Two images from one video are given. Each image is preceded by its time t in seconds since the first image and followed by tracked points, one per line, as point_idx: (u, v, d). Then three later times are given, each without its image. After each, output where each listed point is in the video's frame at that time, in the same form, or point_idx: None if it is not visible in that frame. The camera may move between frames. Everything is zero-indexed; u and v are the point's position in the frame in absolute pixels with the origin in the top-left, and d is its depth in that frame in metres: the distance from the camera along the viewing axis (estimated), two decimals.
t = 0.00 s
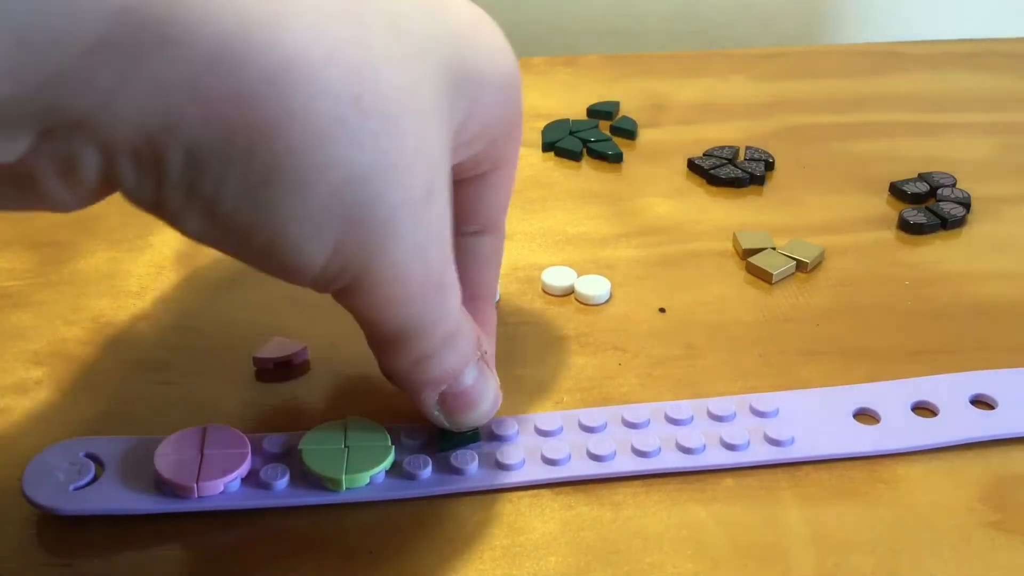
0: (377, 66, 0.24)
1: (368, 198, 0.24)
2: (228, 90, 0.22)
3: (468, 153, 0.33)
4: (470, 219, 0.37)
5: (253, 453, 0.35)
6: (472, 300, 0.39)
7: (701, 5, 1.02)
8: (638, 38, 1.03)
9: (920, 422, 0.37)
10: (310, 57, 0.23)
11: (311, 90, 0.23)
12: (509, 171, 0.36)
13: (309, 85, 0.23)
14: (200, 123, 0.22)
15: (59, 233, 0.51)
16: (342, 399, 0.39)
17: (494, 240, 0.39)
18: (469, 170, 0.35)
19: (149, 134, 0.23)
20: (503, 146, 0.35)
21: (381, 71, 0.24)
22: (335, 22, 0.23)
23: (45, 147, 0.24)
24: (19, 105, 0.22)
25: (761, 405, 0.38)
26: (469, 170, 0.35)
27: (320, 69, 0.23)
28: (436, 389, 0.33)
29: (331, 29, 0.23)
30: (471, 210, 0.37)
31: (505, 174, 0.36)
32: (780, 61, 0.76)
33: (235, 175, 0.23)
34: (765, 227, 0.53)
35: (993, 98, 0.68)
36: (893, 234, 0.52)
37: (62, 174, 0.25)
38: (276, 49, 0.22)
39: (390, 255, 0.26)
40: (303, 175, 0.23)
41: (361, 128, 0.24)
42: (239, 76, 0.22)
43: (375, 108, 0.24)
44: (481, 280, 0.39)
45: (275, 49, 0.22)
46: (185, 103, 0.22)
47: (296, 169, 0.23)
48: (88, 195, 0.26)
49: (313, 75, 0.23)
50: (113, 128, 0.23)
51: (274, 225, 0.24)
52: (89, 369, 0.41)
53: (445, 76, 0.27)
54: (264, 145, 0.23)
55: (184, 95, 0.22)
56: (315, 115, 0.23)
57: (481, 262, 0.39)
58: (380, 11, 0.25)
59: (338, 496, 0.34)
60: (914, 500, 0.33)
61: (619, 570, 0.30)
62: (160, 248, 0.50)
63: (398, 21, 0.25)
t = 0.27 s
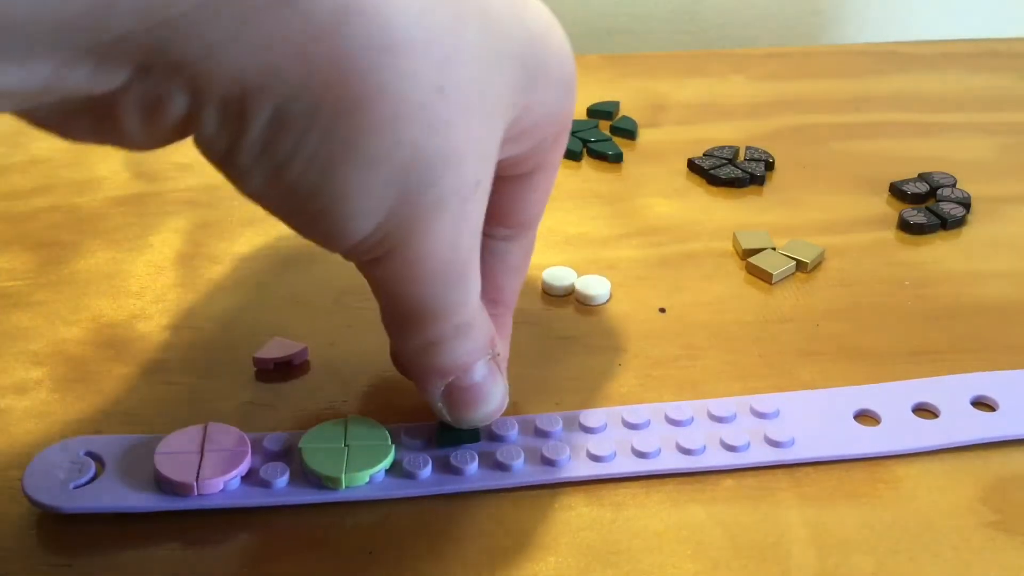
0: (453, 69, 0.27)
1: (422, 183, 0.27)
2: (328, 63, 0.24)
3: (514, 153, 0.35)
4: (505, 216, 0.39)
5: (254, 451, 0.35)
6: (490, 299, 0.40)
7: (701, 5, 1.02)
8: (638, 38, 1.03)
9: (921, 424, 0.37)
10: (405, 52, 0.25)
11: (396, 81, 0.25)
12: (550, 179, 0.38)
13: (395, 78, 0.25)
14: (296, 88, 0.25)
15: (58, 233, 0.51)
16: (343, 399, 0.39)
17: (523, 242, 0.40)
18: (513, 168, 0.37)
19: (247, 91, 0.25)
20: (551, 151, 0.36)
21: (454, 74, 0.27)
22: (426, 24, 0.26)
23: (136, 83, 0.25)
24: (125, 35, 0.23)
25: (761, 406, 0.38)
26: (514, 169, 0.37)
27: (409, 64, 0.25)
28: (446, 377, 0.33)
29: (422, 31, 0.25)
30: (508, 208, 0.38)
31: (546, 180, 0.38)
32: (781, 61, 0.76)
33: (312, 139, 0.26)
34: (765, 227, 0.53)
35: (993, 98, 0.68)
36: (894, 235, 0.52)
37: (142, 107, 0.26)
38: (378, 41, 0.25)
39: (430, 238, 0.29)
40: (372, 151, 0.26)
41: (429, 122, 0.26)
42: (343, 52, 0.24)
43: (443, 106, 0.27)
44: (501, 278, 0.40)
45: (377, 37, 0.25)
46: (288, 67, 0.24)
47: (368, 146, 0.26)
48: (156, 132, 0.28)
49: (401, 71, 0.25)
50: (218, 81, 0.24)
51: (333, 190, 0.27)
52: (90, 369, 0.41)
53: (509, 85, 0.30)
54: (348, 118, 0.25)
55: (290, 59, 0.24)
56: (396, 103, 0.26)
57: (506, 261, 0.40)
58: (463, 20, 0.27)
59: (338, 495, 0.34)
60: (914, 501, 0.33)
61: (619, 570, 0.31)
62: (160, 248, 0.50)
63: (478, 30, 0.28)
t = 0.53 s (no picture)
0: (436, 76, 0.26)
1: (404, 195, 0.27)
2: (307, 87, 0.24)
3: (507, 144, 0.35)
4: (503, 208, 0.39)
5: (254, 448, 0.35)
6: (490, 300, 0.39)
7: (701, 6, 1.02)
8: (638, 39, 1.03)
9: (925, 430, 0.37)
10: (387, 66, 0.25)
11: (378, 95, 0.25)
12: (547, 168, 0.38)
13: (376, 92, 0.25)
14: (270, 115, 0.24)
15: (58, 233, 0.51)
16: (342, 398, 0.39)
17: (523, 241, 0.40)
18: (507, 158, 0.37)
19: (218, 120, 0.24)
20: (545, 138, 0.36)
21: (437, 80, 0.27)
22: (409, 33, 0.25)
23: (102, 111, 0.25)
24: (87, 72, 0.23)
25: (764, 410, 0.37)
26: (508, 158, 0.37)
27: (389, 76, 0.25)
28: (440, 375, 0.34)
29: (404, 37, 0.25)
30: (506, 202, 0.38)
31: (542, 171, 0.38)
32: (781, 61, 0.76)
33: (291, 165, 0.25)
34: (765, 227, 0.53)
35: (993, 99, 0.68)
36: (894, 235, 0.52)
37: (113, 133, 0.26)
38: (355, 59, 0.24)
39: (413, 247, 0.29)
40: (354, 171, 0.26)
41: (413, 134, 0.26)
42: (319, 75, 0.24)
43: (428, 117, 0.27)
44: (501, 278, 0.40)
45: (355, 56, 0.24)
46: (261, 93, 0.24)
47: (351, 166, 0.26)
48: (128, 151, 0.27)
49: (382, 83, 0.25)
50: (188, 111, 0.24)
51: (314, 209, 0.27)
52: (89, 368, 0.41)
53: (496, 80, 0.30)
54: (329, 139, 0.25)
55: (264, 86, 0.23)
56: (377, 120, 0.25)
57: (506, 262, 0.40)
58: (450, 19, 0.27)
59: (336, 492, 0.34)
60: (914, 500, 0.33)
61: (619, 569, 0.30)
62: (159, 248, 0.50)
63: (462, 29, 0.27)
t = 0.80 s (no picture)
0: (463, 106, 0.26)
1: (426, 217, 0.27)
2: (335, 115, 0.24)
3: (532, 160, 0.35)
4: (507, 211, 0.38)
5: (255, 444, 0.36)
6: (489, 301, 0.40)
7: (702, 5, 1.02)
8: (638, 39, 1.03)
9: (931, 442, 0.36)
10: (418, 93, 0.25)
11: (408, 125, 0.25)
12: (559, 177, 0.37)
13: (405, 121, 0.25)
14: (300, 140, 0.24)
15: (59, 233, 0.51)
16: (342, 398, 0.39)
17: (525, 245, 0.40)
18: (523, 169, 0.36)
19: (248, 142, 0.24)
20: (559, 154, 0.35)
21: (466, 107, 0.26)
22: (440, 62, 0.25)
23: (129, 127, 0.24)
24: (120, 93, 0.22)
25: (767, 418, 0.37)
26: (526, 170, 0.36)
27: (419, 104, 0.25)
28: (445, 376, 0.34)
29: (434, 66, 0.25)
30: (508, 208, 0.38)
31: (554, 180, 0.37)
32: (781, 61, 0.76)
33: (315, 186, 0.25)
34: (765, 227, 0.53)
35: (993, 98, 0.68)
36: (894, 235, 0.52)
37: (137, 148, 0.25)
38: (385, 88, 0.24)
39: (430, 267, 0.29)
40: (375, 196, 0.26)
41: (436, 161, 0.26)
42: (353, 104, 0.24)
43: (451, 145, 0.27)
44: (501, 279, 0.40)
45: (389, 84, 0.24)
46: (294, 120, 0.24)
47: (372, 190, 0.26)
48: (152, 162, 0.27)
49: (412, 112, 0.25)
50: (220, 131, 0.24)
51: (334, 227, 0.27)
52: (90, 368, 0.41)
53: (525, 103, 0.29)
54: (355, 164, 0.25)
55: (296, 113, 0.23)
56: (405, 148, 0.25)
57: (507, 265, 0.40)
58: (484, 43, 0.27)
59: (335, 490, 0.34)
60: (914, 501, 0.33)
61: (619, 570, 0.30)
62: (160, 247, 0.50)
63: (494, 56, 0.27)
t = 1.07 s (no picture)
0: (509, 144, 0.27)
1: (470, 244, 0.28)
2: (394, 151, 0.25)
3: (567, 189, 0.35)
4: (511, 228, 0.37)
5: (255, 444, 0.36)
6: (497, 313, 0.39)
7: (702, 5, 1.02)
8: (638, 39, 1.03)
9: (932, 446, 0.36)
10: (472, 131, 0.26)
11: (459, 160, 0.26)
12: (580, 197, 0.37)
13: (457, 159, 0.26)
14: (358, 171, 0.25)
15: (58, 234, 0.50)
16: (342, 399, 0.39)
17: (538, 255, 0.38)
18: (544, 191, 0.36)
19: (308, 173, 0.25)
20: (593, 181, 0.36)
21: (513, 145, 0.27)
22: (492, 101, 0.26)
23: (188, 154, 0.25)
24: (190, 125, 0.23)
25: (768, 422, 0.37)
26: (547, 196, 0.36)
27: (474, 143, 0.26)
28: (458, 392, 0.33)
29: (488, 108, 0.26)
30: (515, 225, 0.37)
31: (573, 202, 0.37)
32: (781, 61, 0.76)
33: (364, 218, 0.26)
34: (765, 227, 0.53)
35: (994, 98, 0.68)
36: (894, 235, 0.52)
37: (192, 173, 0.26)
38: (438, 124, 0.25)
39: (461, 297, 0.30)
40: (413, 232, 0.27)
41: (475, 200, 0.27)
42: (412, 138, 0.24)
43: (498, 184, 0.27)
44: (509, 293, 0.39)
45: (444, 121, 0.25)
46: (355, 152, 0.24)
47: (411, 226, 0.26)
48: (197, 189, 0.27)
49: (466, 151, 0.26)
50: (281, 160, 0.24)
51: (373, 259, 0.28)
52: (90, 368, 0.41)
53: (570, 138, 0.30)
54: (406, 202, 0.26)
55: (354, 140, 0.24)
56: (444, 181, 0.26)
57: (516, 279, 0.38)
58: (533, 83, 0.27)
59: (334, 491, 0.34)
60: (914, 502, 0.33)
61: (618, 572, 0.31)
62: (159, 248, 0.50)
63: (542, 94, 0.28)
